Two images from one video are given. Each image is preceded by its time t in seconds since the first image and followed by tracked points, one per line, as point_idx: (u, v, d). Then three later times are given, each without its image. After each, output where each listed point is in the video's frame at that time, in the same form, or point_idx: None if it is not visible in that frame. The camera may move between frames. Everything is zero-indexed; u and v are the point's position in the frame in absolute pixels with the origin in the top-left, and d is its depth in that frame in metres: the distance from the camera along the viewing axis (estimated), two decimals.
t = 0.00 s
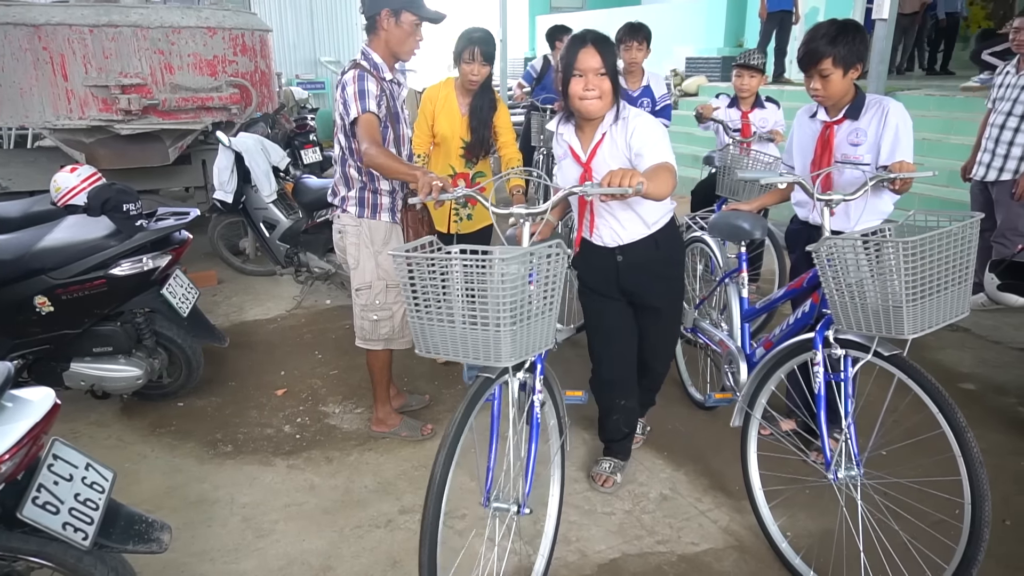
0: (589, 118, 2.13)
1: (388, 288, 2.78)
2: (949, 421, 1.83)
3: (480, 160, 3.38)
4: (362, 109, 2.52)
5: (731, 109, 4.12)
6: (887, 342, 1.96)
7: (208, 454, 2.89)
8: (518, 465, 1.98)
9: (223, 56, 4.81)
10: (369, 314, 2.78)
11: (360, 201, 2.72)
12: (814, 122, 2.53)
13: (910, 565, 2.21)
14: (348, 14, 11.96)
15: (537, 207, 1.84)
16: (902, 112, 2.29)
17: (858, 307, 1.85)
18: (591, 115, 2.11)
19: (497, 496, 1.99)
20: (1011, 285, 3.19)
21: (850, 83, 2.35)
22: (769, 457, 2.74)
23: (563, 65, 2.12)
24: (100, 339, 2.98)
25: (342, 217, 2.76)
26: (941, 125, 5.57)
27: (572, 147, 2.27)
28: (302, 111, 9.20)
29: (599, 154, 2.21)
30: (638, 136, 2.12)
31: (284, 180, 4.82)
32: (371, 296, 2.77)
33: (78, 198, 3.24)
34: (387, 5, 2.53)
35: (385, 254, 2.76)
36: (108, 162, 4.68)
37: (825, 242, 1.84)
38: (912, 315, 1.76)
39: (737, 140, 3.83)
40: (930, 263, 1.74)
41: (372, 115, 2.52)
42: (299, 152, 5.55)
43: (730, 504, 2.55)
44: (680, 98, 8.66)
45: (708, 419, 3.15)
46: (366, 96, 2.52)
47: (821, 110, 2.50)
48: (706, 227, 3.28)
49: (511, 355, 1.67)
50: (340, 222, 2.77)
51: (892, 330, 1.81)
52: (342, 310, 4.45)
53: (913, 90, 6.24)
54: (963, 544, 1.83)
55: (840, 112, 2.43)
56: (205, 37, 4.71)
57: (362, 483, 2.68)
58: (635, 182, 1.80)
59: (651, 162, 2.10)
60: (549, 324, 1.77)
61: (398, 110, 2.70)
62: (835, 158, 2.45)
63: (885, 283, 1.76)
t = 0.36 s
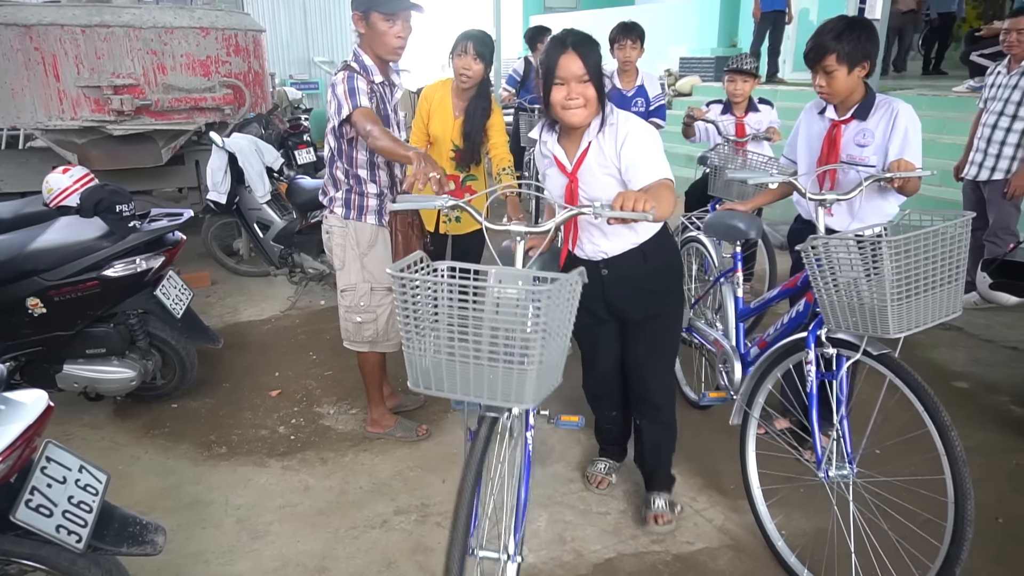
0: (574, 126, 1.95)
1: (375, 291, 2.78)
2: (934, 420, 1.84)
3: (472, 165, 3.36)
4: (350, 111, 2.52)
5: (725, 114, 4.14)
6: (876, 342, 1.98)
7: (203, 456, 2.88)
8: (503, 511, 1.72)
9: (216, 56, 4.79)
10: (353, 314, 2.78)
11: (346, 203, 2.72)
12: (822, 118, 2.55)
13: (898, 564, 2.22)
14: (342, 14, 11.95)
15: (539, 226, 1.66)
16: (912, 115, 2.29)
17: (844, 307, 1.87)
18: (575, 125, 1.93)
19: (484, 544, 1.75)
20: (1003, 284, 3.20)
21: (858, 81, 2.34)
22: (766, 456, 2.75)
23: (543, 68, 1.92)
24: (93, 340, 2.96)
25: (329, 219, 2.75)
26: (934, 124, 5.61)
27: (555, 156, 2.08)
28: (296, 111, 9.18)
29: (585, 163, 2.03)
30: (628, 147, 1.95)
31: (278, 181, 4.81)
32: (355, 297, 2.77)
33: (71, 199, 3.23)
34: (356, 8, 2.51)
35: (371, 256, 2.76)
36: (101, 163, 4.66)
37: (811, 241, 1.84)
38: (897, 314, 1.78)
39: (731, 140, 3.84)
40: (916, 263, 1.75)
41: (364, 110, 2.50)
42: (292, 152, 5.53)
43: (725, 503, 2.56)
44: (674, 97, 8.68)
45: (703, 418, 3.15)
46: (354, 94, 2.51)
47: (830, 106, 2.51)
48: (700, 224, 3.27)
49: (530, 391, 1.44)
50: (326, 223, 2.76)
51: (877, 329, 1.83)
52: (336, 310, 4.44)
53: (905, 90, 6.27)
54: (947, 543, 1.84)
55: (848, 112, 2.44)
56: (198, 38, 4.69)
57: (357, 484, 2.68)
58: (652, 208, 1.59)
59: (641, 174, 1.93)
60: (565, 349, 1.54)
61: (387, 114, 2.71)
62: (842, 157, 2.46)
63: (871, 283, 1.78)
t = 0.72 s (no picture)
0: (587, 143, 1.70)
1: (367, 294, 2.79)
2: (902, 415, 1.86)
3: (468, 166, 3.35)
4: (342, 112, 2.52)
5: (722, 117, 4.15)
6: (859, 341, 2.00)
7: (197, 457, 2.87)
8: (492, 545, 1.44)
9: (210, 56, 4.78)
10: (338, 315, 2.80)
11: (335, 203, 2.71)
12: (827, 118, 2.56)
13: (879, 565, 2.23)
14: (336, 14, 11.92)
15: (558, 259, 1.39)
16: (919, 116, 2.30)
17: (821, 305, 1.92)
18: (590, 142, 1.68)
19: None
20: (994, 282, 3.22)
21: (867, 79, 2.36)
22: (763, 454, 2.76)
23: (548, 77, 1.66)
24: (87, 342, 2.95)
25: (319, 218, 2.76)
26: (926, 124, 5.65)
27: (569, 171, 1.83)
28: (290, 111, 9.17)
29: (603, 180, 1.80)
30: (654, 161, 1.72)
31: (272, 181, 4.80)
32: (341, 298, 2.78)
33: (64, 200, 3.22)
34: (351, 11, 2.51)
35: (359, 257, 2.74)
36: (94, 164, 4.65)
37: (795, 238, 1.88)
38: (869, 313, 1.82)
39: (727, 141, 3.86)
40: (890, 262, 1.77)
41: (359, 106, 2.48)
42: (287, 153, 5.52)
43: (720, 502, 2.57)
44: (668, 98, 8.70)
45: (698, 417, 3.16)
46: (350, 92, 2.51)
47: (835, 105, 2.53)
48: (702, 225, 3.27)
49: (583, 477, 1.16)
50: (315, 223, 2.77)
51: (852, 327, 1.88)
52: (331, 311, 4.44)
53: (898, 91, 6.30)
54: (913, 540, 1.85)
55: (853, 112, 2.45)
56: (191, 38, 4.68)
57: (352, 484, 2.68)
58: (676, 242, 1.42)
59: (666, 195, 1.70)
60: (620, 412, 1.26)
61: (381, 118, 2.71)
62: (848, 157, 2.47)
63: (842, 282, 1.83)
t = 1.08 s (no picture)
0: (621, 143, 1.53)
1: (369, 294, 2.78)
2: (902, 417, 1.86)
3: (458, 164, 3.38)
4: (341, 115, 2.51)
5: (724, 115, 4.15)
6: (855, 341, 1.99)
7: (192, 458, 2.86)
8: None
9: (204, 57, 4.76)
10: (341, 317, 2.78)
11: (337, 205, 2.71)
12: (818, 118, 2.57)
13: (876, 566, 2.23)
14: (331, 15, 11.91)
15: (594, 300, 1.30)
16: (912, 117, 2.32)
17: (818, 306, 1.91)
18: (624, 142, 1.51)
19: None
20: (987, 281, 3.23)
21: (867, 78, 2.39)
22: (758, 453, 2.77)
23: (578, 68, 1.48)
24: (81, 343, 2.94)
25: (319, 220, 2.76)
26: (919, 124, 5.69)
27: (600, 176, 1.62)
28: (285, 112, 9.15)
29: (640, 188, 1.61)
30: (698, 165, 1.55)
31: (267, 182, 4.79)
32: (344, 300, 2.77)
33: (57, 201, 3.21)
34: (377, 11, 2.53)
35: (360, 259, 2.75)
36: (87, 165, 4.63)
37: (791, 240, 1.87)
38: (867, 313, 1.81)
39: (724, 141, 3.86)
40: (886, 262, 1.77)
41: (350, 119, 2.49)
42: (282, 153, 5.51)
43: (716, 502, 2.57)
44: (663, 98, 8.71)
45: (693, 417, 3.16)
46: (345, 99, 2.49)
47: (826, 105, 2.53)
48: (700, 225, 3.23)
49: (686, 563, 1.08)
50: (316, 225, 2.77)
51: (850, 328, 1.87)
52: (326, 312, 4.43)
53: (891, 91, 6.33)
54: (914, 542, 1.85)
55: (846, 112, 2.46)
56: (185, 38, 4.67)
57: (348, 485, 2.67)
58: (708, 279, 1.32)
59: (714, 201, 1.53)
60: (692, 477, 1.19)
61: (378, 116, 2.70)
62: (842, 157, 2.48)
63: (841, 282, 1.82)
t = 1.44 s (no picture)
0: (663, 150, 1.36)
1: (373, 294, 2.78)
2: (896, 416, 1.94)
3: (424, 155, 3.36)
4: (347, 115, 2.48)
5: (722, 113, 4.15)
6: (848, 339, 2.03)
7: (187, 460, 2.86)
8: None
9: (197, 57, 4.76)
10: (351, 320, 2.77)
11: (340, 206, 2.70)
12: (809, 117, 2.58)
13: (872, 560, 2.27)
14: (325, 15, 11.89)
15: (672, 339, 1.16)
16: (900, 117, 2.34)
17: (811, 306, 1.91)
18: (666, 146, 1.35)
19: None
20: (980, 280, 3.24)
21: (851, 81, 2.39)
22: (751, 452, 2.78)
23: (615, 65, 1.31)
24: (75, 345, 2.93)
25: (323, 223, 2.75)
26: (912, 124, 5.72)
27: (638, 189, 1.44)
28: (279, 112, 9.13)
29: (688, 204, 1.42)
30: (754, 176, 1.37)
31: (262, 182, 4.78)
32: (353, 302, 2.77)
33: (51, 202, 3.19)
34: (369, 4, 2.54)
35: (367, 260, 2.76)
36: (81, 165, 4.61)
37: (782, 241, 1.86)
38: (859, 312, 1.82)
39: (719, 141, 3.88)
40: (878, 262, 1.78)
41: (354, 128, 2.49)
42: (276, 153, 5.50)
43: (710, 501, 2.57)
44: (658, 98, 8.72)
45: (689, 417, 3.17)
46: (347, 104, 2.49)
47: (815, 106, 2.54)
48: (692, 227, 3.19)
49: None
50: (321, 228, 2.76)
51: (843, 327, 1.88)
52: (322, 313, 4.42)
53: (884, 91, 6.35)
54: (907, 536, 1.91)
55: (836, 112, 2.47)
56: (179, 38, 4.66)
57: (343, 486, 2.67)
58: (759, 306, 1.14)
59: (776, 214, 1.36)
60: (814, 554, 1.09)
61: (375, 113, 2.70)
62: (830, 157, 2.48)
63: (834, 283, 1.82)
